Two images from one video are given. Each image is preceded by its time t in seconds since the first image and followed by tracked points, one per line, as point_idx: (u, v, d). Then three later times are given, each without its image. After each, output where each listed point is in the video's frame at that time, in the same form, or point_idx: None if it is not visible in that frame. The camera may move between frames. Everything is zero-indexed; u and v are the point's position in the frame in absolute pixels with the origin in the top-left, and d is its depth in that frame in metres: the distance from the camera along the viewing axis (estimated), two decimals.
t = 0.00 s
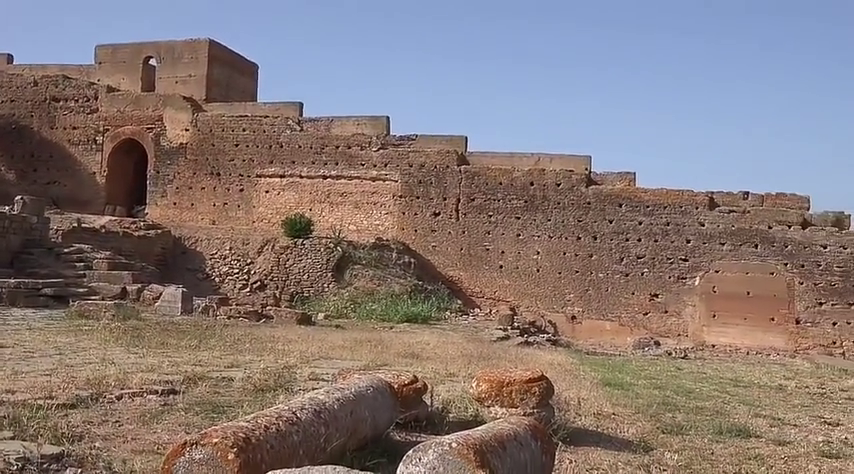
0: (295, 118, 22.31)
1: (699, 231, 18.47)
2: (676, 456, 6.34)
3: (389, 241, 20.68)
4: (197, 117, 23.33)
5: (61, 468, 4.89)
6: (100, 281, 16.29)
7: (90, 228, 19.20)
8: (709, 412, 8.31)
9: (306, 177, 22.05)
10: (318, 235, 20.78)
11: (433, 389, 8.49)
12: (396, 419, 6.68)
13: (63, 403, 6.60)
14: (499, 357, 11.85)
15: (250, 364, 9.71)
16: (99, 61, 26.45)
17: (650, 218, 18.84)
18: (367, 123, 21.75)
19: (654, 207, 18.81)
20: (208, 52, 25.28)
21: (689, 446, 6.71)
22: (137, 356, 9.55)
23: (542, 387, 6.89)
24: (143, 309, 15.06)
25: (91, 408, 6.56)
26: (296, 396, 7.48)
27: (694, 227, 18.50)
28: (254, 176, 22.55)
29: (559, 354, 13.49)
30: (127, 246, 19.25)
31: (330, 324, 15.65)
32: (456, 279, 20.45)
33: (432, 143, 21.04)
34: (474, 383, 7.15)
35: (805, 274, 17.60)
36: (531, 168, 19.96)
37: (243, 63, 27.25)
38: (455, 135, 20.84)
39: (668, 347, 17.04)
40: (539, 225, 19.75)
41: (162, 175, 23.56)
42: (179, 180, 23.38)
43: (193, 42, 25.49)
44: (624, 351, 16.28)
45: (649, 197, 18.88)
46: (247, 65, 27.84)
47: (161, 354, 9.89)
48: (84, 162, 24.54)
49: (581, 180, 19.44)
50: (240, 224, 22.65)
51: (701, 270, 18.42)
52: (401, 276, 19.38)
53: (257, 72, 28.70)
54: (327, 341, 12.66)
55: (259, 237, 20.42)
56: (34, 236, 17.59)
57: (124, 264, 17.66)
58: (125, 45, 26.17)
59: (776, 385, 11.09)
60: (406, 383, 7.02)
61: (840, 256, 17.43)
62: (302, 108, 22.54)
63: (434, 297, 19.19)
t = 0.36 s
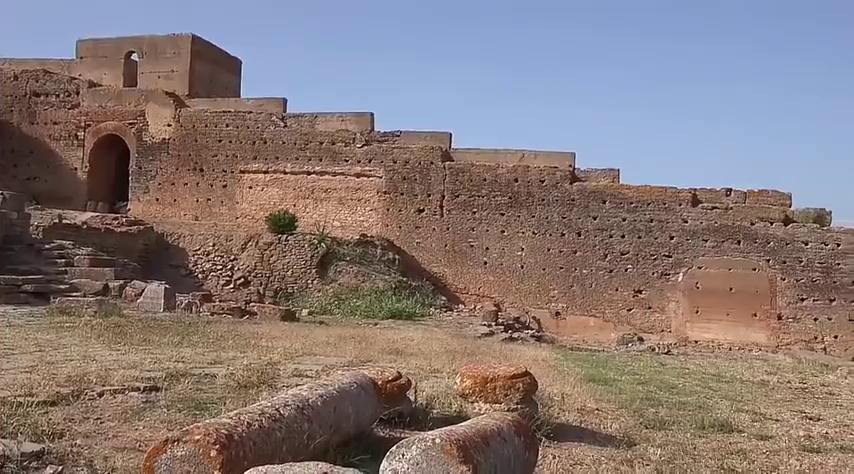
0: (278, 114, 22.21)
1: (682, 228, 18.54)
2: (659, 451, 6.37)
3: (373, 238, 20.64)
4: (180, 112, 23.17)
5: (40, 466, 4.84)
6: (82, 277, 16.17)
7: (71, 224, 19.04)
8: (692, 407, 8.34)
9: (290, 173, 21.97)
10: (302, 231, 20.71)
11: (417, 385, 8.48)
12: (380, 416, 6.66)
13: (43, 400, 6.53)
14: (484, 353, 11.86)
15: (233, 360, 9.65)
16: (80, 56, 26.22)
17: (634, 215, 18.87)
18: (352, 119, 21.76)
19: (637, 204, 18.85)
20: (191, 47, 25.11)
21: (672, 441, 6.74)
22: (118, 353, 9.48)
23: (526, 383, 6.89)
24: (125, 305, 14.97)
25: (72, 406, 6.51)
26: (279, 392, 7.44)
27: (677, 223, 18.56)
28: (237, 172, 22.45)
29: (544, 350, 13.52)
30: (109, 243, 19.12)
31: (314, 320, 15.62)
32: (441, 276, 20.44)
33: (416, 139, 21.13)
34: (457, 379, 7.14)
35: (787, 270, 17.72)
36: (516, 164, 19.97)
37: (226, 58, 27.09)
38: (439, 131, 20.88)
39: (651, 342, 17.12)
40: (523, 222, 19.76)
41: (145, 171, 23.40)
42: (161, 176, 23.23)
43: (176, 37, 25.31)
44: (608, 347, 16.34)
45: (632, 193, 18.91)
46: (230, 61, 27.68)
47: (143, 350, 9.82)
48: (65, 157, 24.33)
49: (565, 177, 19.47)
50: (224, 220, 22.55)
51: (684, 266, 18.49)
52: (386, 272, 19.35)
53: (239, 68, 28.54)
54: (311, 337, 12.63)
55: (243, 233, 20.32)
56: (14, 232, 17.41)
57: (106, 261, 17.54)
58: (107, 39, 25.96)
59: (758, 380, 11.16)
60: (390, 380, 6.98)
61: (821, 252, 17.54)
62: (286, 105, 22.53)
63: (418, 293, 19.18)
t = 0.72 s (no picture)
0: (265, 110, 22.11)
1: (668, 225, 18.59)
2: (645, 446, 6.39)
3: (360, 234, 20.62)
4: (165, 108, 23.04)
5: (24, 464, 4.81)
6: (67, 274, 16.07)
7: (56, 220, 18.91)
8: (678, 403, 8.38)
9: (277, 169, 21.91)
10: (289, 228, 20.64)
11: (404, 382, 8.47)
12: (367, 412, 6.65)
13: (28, 398, 6.49)
14: (471, 350, 11.87)
15: (219, 358, 9.61)
16: (65, 51, 26.03)
17: (620, 212, 18.91)
18: (339, 116, 21.70)
19: (624, 201, 18.88)
20: (177, 43, 24.96)
21: (658, 437, 6.76)
22: (103, 351, 9.42)
23: (512, 379, 6.90)
24: (111, 303, 14.89)
25: (56, 403, 6.47)
26: (265, 389, 7.42)
27: (664, 220, 18.61)
28: (224, 169, 22.37)
29: (530, 346, 13.53)
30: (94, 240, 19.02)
31: (301, 317, 15.59)
32: (428, 273, 20.44)
33: (402, 136, 20.97)
34: (444, 376, 7.14)
35: (773, 266, 17.81)
36: (503, 161, 19.98)
37: (212, 54, 26.96)
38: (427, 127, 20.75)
39: (638, 339, 17.20)
40: (511, 218, 19.78)
41: (130, 167, 23.28)
42: (147, 172, 23.11)
43: (162, 33, 25.15)
44: (595, 343, 16.39)
45: (619, 190, 18.93)
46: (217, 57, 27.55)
47: (128, 348, 9.77)
48: (50, 154, 24.15)
49: (553, 174, 19.48)
50: (210, 217, 22.48)
51: (670, 262, 18.55)
52: (373, 269, 19.33)
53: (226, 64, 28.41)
54: (298, 334, 12.60)
55: (229, 230, 20.24)
56: None
57: (92, 258, 17.44)
58: (92, 35, 25.78)
59: (743, 376, 11.21)
60: (377, 376, 6.97)
61: (806, 249, 17.64)
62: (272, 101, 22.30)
63: (406, 290, 19.17)
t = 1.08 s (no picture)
0: (251, 106, 22.01)
1: (654, 221, 18.65)
2: (630, 441, 6.42)
3: (347, 231, 20.59)
4: (150, 104, 22.91)
5: (7, 462, 4.79)
6: (51, 271, 15.97)
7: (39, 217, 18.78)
8: (663, 398, 8.42)
9: (263, 165, 21.84)
10: (275, 224, 20.58)
11: (390, 378, 8.46)
12: (353, 408, 6.65)
13: (11, 396, 6.45)
14: (457, 346, 11.88)
15: (205, 354, 9.57)
16: (48, 46, 25.83)
17: (606, 208, 18.96)
18: (325, 111, 21.55)
19: (610, 197, 18.92)
20: (162, 39, 24.81)
21: (643, 432, 6.79)
22: (87, 348, 9.36)
23: (498, 375, 6.91)
24: (95, 299, 14.80)
25: (41, 401, 6.43)
26: (251, 386, 7.39)
27: (649, 216, 18.67)
28: (209, 165, 22.28)
29: (516, 342, 13.56)
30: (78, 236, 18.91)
31: (287, 313, 15.56)
32: (415, 269, 20.44)
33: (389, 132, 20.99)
34: (430, 371, 7.13)
35: (757, 262, 17.92)
36: (490, 157, 19.98)
37: (197, 50, 26.82)
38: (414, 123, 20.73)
39: (623, 334, 17.28)
40: (497, 215, 19.79)
41: (115, 163, 23.14)
42: (132, 168, 22.98)
43: (146, 28, 24.99)
44: (581, 339, 16.44)
45: (605, 187, 18.98)
46: (202, 52, 27.41)
47: (113, 345, 9.71)
48: (33, 150, 23.97)
49: (539, 170, 19.51)
50: (195, 213, 22.40)
51: (656, 258, 18.62)
52: (360, 266, 19.31)
53: (211, 59, 28.27)
54: (284, 331, 12.58)
55: (215, 226, 20.16)
56: None
57: (76, 254, 17.33)
58: (76, 30, 25.59)
59: (728, 371, 11.26)
60: (363, 372, 6.96)
61: (790, 245, 17.75)
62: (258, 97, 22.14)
63: (392, 286, 19.16)
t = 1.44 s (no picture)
0: (236, 102, 21.92)
1: (638, 217, 18.72)
2: (615, 436, 6.45)
3: (333, 227, 20.55)
4: (135, 100, 22.77)
5: None
6: (34, 268, 15.87)
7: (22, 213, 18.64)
8: (647, 393, 8.46)
9: (249, 161, 21.76)
10: (261, 221, 20.50)
11: (376, 374, 8.46)
12: (338, 404, 6.65)
13: None
14: (442, 341, 11.89)
15: (189, 351, 9.54)
16: (31, 41, 25.62)
17: (591, 204, 19.02)
18: (311, 106, 21.50)
19: (595, 193, 18.98)
20: (146, 33, 24.66)
21: (627, 427, 6.82)
22: (71, 345, 9.31)
23: (483, 370, 6.91)
24: (79, 296, 14.71)
25: (23, 399, 6.38)
26: (236, 383, 7.37)
27: (634, 212, 18.74)
28: (194, 160, 22.18)
29: (502, 338, 13.58)
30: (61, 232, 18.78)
31: (273, 310, 15.53)
32: (401, 265, 20.43)
33: (376, 127, 20.95)
34: (416, 367, 7.13)
35: (741, 258, 18.02)
36: (475, 153, 20.00)
37: (181, 45, 26.67)
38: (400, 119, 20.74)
39: (608, 330, 17.35)
40: (483, 211, 19.81)
41: (99, 159, 22.98)
42: (116, 164, 22.84)
43: (130, 23, 24.83)
44: (566, 334, 16.49)
45: (590, 183, 19.03)
46: (186, 47, 27.26)
47: (96, 341, 9.66)
48: (16, 145, 23.76)
49: (524, 166, 19.54)
50: (180, 210, 22.30)
51: (640, 254, 18.70)
52: (345, 262, 19.28)
53: (195, 55, 28.12)
54: (270, 327, 12.54)
55: (200, 222, 20.08)
56: None
57: (59, 251, 17.22)
58: (59, 25, 25.40)
59: (711, 366, 11.33)
60: (348, 368, 6.96)
61: (773, 240, 17.86)
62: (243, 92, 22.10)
63: (378, 282, 19.15)
